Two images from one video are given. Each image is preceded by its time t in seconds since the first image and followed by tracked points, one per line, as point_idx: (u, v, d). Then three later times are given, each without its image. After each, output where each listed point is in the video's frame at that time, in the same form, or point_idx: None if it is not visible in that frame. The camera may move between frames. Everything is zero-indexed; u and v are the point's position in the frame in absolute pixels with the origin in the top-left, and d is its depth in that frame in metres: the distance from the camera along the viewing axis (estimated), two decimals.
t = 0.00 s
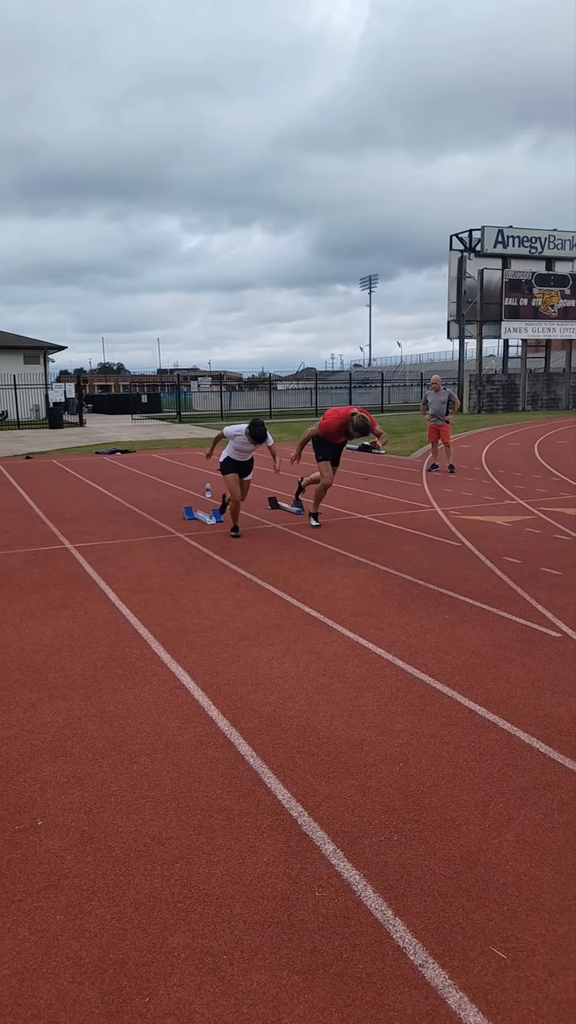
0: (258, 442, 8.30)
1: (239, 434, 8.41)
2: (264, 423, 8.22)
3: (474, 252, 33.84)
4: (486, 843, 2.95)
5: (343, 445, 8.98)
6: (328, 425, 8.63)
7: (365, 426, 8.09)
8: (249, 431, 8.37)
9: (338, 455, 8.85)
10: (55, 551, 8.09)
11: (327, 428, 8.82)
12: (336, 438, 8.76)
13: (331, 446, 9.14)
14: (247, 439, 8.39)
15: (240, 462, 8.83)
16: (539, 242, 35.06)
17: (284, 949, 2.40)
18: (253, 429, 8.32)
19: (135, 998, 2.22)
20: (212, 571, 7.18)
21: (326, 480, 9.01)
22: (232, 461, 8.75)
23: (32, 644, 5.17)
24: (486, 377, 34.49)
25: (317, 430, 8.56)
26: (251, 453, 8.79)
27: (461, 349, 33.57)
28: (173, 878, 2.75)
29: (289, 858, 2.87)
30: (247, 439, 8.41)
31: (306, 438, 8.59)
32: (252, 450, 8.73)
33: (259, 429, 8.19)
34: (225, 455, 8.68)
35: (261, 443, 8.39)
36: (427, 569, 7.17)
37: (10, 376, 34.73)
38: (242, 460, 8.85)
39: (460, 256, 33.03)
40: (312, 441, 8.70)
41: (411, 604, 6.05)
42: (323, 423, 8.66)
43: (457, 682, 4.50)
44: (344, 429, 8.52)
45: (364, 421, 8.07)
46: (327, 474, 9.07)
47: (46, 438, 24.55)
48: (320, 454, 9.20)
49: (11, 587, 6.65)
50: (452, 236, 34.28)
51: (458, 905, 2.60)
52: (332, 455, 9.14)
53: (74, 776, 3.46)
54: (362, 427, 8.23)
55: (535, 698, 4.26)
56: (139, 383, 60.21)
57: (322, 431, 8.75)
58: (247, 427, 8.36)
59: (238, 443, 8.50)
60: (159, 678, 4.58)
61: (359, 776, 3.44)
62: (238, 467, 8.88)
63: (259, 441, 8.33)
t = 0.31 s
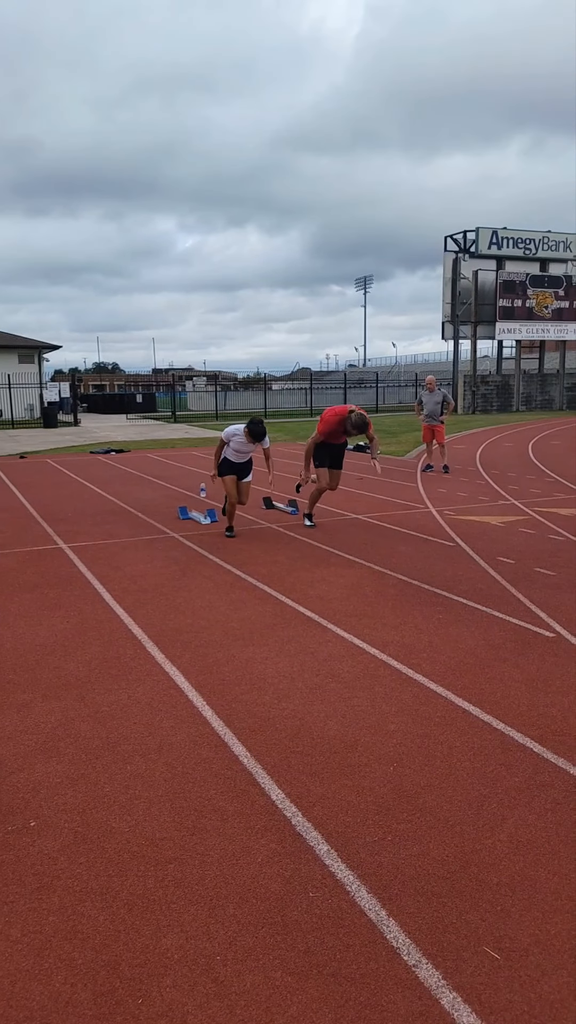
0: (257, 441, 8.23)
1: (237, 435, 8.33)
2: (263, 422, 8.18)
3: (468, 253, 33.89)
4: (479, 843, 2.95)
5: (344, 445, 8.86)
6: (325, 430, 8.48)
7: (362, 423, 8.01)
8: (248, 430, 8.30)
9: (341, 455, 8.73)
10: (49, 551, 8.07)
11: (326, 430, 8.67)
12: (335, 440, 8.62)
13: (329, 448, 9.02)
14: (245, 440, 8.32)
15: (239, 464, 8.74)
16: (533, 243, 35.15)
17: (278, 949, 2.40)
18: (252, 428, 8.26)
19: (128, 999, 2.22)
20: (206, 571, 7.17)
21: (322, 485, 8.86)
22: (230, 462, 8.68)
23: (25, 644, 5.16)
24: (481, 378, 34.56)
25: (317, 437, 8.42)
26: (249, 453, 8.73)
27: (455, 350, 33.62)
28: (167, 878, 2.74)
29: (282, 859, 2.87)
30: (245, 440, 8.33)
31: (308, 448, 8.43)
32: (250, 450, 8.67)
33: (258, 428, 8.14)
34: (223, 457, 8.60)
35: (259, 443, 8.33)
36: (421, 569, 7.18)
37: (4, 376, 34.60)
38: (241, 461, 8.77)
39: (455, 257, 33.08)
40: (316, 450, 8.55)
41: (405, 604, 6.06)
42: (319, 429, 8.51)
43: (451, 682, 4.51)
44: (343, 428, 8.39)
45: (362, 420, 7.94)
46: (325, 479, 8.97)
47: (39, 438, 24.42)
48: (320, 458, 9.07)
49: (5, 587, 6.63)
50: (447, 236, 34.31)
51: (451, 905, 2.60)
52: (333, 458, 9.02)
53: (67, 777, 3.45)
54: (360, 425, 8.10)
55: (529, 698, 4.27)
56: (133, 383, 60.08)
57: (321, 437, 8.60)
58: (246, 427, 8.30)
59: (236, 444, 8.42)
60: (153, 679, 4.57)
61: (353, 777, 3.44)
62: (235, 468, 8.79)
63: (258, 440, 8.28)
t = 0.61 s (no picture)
0: (256, 441, 8.17)
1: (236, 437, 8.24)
2: (262, 423, 8.13)
3: (463, 255, 33.97)
4: (473, 844, 2.96)
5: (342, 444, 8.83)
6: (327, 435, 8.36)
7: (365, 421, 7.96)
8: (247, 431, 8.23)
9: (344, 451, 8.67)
10: (43, 551, 8.07)
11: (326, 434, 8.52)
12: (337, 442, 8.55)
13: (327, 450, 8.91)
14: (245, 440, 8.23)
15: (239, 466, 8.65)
16: (528, 245, 35.27)
17: (271, 950, 2.40)
18: (252, 429, 8.20)
19: (121, 1000, 2.21)
20: (201, 571, 7.18)
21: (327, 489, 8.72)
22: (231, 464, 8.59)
23: (19, 644, 5.16)
24: (476, 379, 34.63)
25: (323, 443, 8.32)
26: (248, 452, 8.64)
27: (451, 351, 33.66)
28: (161, 879, 2.74)
29: (276, 859, 2.87)
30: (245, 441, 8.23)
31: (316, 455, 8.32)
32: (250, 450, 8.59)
33: (257, 428, 8.09)
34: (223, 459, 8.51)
35: (259, 442, 8.27)
36: (416, 569, 7.20)
37: None
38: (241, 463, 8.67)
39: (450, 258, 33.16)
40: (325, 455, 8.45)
41: (400, 604, 6.08)
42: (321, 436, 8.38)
43: (445, 683, 4.52)
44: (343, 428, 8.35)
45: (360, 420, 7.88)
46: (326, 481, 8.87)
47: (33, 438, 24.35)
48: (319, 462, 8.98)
49: None
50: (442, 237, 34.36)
51: (445, 905, 2.61)
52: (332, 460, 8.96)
53: (61, 778, 3.44)
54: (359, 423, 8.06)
55: (523, 699, 4.28)
56: (128, 383, 60.00)
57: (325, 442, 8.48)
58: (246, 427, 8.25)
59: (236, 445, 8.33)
60: (148, 679, 4.57)
61: (348, 777, 3.45)
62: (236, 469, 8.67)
63: (257, 440, 8.22)
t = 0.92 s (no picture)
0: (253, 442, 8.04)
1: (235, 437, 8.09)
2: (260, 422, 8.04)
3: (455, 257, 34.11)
4: (463, 844, 2.97)
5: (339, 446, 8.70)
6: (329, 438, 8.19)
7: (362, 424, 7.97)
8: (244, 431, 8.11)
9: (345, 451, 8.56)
10: (34, 551, 8.06)
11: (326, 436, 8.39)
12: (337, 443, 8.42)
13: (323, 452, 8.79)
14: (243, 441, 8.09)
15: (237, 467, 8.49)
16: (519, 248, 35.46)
17: (261, 950, 2.40)
18: (249, 429, 8.08)
19: (111, 1001, 2.21)
20: (192, 571, 7.19)
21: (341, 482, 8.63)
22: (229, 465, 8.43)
23: (10, 644, 5.15)
24: (467, 380, 34.76)
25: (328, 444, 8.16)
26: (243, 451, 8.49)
27: (442, 352, 33.75)
28: (151, 881, 2.73)
29: (266, 859, 2.87)
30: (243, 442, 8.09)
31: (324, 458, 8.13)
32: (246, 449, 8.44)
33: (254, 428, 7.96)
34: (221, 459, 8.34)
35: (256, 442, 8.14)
36: (407, 570, 7.24)
37: None
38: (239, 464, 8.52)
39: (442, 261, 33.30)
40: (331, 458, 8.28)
41: (391, 604, 6.11)
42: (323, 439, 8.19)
43: (435, 683, 4.54)
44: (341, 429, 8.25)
45: (357, 420, 7.90)
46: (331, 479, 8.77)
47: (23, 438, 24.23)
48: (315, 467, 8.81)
49: None
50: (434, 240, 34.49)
51: (435, 905, 2.62)
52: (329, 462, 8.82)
53: (51, 779, 3.43)
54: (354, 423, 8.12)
55: (512, 699, 4.31)
56: (120, 383, 59.78)
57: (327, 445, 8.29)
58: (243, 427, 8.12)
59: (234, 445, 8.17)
60: (139, 680, 4.57)
61: (338, 777, 3.46)
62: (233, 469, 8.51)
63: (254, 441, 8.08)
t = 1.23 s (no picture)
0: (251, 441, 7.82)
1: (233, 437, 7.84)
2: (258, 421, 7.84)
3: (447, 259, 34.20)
4: (452, 843, 2.98)
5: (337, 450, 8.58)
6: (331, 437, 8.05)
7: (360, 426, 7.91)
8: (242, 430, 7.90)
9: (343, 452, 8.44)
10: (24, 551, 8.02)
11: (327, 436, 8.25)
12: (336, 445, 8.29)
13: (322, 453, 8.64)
14: (241, 441, 7.87)
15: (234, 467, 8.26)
16: (511, 250, 35.60)
17: (252, 951, 2.40)
18: (247, 428, 7.88)
19: (100, 1003, 2.20)
20: (183, 572, 7.17)
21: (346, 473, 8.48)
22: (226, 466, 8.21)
23: None
24: (459, 382, 34.85)
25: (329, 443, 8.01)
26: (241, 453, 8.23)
27: (434, 353, 33.83)
28: (140, 882, 2.73)
29: (257, 860, 2.87)
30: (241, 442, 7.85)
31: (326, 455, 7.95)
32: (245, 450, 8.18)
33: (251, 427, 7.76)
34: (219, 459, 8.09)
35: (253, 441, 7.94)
36: (398, 571, 7.26)
37: None
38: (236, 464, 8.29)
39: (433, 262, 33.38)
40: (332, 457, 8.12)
41: (382, 604, 6.13)
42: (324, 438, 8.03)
43: (426, 683, 4.56)
44: (341, 429, 8.14)
45: (357, 419, 7.87)
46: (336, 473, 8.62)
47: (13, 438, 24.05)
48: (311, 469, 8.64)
49: None
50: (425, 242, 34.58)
51: (425, 904, 2.63)
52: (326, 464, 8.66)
53: (41, 781, 3.41)
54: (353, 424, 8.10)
55: (502, 698, 4.32)
56: (111, 383, 59.55)
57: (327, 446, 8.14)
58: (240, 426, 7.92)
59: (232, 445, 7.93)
60: (129, 681, 4.55)
61: (330, 777, 3.46)
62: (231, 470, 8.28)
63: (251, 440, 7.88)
